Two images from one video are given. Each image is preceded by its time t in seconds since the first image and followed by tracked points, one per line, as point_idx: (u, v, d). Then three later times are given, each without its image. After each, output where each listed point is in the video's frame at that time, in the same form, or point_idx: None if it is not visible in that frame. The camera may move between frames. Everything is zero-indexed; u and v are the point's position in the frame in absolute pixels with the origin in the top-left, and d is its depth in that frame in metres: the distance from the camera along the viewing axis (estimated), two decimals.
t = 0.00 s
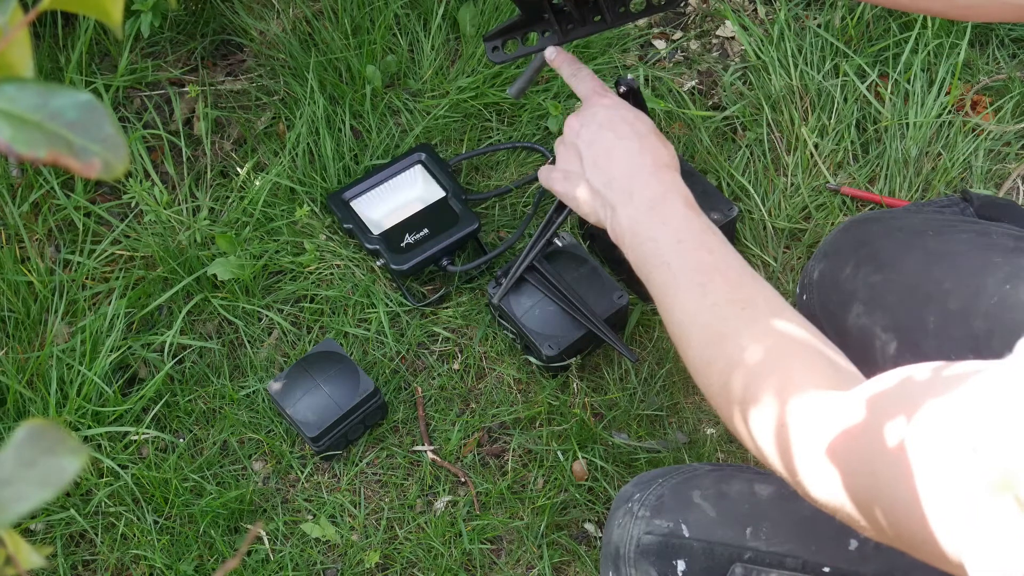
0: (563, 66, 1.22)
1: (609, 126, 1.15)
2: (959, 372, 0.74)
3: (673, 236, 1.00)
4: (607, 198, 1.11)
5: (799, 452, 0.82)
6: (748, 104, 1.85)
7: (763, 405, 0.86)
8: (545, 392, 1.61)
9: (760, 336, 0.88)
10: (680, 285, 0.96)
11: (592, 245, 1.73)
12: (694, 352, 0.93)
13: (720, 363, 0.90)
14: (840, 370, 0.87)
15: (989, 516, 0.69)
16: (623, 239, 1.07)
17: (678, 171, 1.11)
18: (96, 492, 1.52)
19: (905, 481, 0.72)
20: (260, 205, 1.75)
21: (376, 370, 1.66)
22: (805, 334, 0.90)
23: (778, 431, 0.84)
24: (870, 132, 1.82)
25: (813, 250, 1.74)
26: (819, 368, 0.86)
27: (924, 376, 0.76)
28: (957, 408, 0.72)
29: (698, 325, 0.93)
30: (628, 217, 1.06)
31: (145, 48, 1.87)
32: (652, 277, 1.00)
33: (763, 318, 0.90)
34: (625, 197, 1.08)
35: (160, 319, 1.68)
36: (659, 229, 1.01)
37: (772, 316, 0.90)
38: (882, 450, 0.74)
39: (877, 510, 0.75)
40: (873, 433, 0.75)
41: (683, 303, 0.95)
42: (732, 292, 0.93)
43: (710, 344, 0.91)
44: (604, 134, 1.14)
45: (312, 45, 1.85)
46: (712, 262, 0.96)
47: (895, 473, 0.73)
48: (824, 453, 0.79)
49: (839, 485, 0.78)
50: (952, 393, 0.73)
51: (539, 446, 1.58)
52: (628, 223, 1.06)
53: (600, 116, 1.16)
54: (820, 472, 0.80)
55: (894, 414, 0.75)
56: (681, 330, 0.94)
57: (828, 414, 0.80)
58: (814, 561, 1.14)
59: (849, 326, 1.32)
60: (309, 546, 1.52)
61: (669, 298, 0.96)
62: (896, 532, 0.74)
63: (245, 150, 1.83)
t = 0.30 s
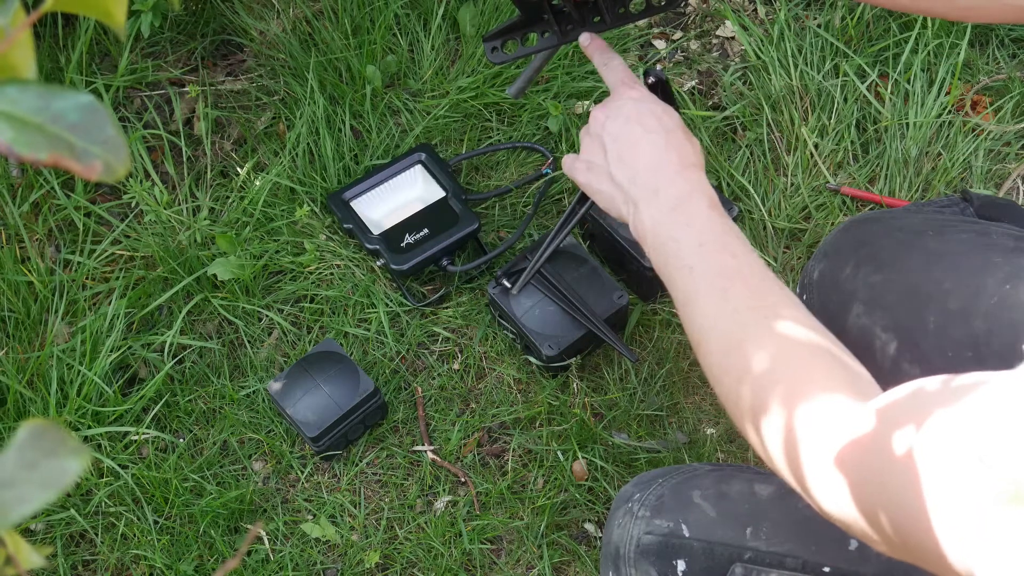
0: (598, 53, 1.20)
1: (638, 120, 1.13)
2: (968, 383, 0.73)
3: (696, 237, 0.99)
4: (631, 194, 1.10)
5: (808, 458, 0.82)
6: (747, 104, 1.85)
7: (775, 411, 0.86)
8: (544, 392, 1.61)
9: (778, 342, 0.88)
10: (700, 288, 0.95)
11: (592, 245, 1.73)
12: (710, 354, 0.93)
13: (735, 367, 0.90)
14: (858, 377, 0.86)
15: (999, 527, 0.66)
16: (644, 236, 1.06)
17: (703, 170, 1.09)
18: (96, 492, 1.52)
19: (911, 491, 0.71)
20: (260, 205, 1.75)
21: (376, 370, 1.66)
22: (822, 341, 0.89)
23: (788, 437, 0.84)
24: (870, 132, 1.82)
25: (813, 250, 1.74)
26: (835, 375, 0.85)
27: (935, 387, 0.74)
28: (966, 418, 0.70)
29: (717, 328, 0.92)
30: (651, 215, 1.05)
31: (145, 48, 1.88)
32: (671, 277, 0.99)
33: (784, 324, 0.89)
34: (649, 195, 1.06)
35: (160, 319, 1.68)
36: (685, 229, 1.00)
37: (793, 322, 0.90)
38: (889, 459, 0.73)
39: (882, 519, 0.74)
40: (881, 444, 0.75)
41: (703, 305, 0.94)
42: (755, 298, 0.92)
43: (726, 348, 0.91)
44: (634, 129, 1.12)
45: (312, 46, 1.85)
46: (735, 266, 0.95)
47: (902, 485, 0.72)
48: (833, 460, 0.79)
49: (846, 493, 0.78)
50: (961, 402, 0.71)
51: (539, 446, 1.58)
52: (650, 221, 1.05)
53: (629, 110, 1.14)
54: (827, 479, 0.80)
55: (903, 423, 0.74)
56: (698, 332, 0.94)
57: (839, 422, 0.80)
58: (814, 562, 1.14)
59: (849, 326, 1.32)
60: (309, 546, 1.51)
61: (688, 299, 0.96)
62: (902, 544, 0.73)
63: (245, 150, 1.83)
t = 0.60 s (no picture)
0: (618, 48, 1.19)
1: (658, 118, 1.11)
2: (975, 389, 0.72)
3: (710, 239, 0.97)
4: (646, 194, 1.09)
5: (811, 463, 0.82)
6: (747, 104, 1.85)
7: (781, 417, 0.86)
8: (544, 392, 1.61)
9: (787, 349, 0.87)
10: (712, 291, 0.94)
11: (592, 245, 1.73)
12: (719, 358, 0.93)
13: (743, 372, 0.90)
14: (869, 386, 0.85)
15: (1000, 533, 0.67)
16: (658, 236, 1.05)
17: (721, 171, 1.07)
18: (96, 492, 1.52)
19: (912, 496, 0.71)
20: (260, 205, 1.75)
21: (376, 370, 1.66)
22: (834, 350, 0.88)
23: (791, 442, 0.84)
24: (870, 132, 1.82)
25: (813, 250, 1.74)
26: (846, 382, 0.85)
27: (941, 395, 0.74)
28: (970, 424, 0.69)
29: (726, 333, 0.91)
30: (665, 216, 1.04)
31: (145, 48, 1.88)
32: (682, 278, 0.98)
33: (795, 330, 0.88)
34: (665, 196, 1.05)
35: (160, 319, 1.68)
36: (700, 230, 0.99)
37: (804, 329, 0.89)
38: (892, 464, 0.73)
39: (884, 525, 0.74)
40: (885, 450, 0.75)
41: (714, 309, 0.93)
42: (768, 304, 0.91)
43: (736, 353, 0.90)
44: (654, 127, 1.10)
45: (312, 46, 1.85)
46: (748, 271, 0.94)
47: (906, 492, 0.72)
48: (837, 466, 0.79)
49: (849, 499, 0.78)
50: (966, 407, 0.70)
51: (539, 446, 1.58)
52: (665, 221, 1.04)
53: (648, 108, 1.12)
54: (830, 484, 0.80)
55: (908, 428, 0.74)
56: (709, 335, 0.93)
57: (845, 428, 0.80)
58: (814, 562, 1.14)
59: (849, 326, 1.32)
60: (309, 546, 1.52)
61: (698, 303, 0.95)
62: (902, 549, 0.73)
63: (245, 150, 1.83)
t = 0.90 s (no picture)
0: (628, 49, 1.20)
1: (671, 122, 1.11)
2: (981, 395, 0.72)
3: (724, 240, 0.97)
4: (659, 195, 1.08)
5: (818, 469, 0.82)
6: (747, 104, 1.85)
7: (789, 419, 0.85)
8: (544, 392, 1.61)
9: (795, 351, 0.87)
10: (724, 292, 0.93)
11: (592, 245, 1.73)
12: (729, 359, 0.92)
13: (751, 373, 0.89)
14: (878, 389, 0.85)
15: (1004, 537, 0.66)
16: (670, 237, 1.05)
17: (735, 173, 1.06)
18: (96, 492, 1.52)
19: (918, 502, 0.71)
20: (260, 205, 1.75)
21: (376, 371, 1.66)
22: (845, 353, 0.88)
23: (799, 446, 0.84)
24: (870, 132, 1.82)
25: (813, 250, 1.74)
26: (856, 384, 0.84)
27: (948, 402, 0.74)
28: (975, 430, 0.69)
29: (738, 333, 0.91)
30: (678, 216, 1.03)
31: (145, 48, 1.88)
32: (693, 278, 0.98)
33: (803, 333, 0.88)
34: (678, 195, 1.05)
35: (160, 319, 1.68)
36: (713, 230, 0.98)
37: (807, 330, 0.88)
38: (899, 471, 0.73)
39: (890, 531, 0.74)
40: (893, 457, 0.75)
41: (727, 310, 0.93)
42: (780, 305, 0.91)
43: (747, 355, 0.90)
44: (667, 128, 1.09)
45: (312, 46, 1.85)
46: (763, 273, 0.93)
47: (912, 498, 0.72)
48: (845, 472, 0.79)
49: (856, 504, 0.78)
50: (971, 412, 0.71)
51: (539, 446, 1.58)
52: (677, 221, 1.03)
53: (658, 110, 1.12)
54: (837, 490, 0.80)
55: (915, 435, 0.74)
56: (720, 336, 0.93)
57: (850, 433, 0.81)
58: (814, 562, 1.13)
59: (849, 326, 1.32)
60: (309, 546, 1.52)
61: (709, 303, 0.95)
62: (907, 555, 0.74)
63: (245, 150, 1.83)
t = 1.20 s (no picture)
0: (672, 28, 1.19)
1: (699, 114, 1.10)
2: (983, 395, 0.72)
3: (743, 236, 0.96)
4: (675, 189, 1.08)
5: (820, 469, 0.82)
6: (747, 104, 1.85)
7: (793, 418, 0.86)
8: (544, 392, 1.61)
9: (805, 350, 0.86)
10: (739, 287, 0.93)
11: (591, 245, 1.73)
12: (739, 354, 0.92)
13: (759, 370, 0.90)
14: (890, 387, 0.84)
15: (1005, 538, 0.66)
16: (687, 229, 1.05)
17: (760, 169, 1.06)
18: (96, 492, 1.52)
19: (920, 503, 0.71)
20: (260, 205, 1.75)
21: (376, 371, 1.66)
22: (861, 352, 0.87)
23: (802, 445, 0.84)
24: (870, 132, 1.82)
25: (813, 250, 1.74)
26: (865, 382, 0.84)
27: (951, 402, 0.74)
28: (977, 432, 0.69)
29: (751, 328, 0.91)
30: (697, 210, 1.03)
31: (145, 48, 1.87)
32: (710, 273, 0.98)
33: (810, 332, 0.88)
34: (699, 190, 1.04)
35: (160, 319, 1.68)
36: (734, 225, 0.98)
37: (820, 329, 0.88)
38: (902, 472, 0.73)
39: (892, 532, 0.74)
40: (895, 457, 0.75)
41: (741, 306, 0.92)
42: (795, 303, 0.90)
43: (757, 352, 0.90)
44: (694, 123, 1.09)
45: (312, 46, 1.85)
46: (783, 271, 0.93)
47: (914, 499, 0.72)
48: (847, 472, 0.79)
49: (857, 505, 0.78)
50: (973, 413, 0.71)
51: (539, 446, 1.58)
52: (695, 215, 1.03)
53: (686, 104, 1.12)
54: (839, 489, 0.80)
55: (918, 436, 0.74)
56: (734, 331, 0.93)
57: (853, 433, 0.80)
58: (814, 562, 1.13)
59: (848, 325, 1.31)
60: (309, 546, 1.52)
61: (723, 299, 0.95)
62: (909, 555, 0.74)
63: (245, 150, 1.83)
